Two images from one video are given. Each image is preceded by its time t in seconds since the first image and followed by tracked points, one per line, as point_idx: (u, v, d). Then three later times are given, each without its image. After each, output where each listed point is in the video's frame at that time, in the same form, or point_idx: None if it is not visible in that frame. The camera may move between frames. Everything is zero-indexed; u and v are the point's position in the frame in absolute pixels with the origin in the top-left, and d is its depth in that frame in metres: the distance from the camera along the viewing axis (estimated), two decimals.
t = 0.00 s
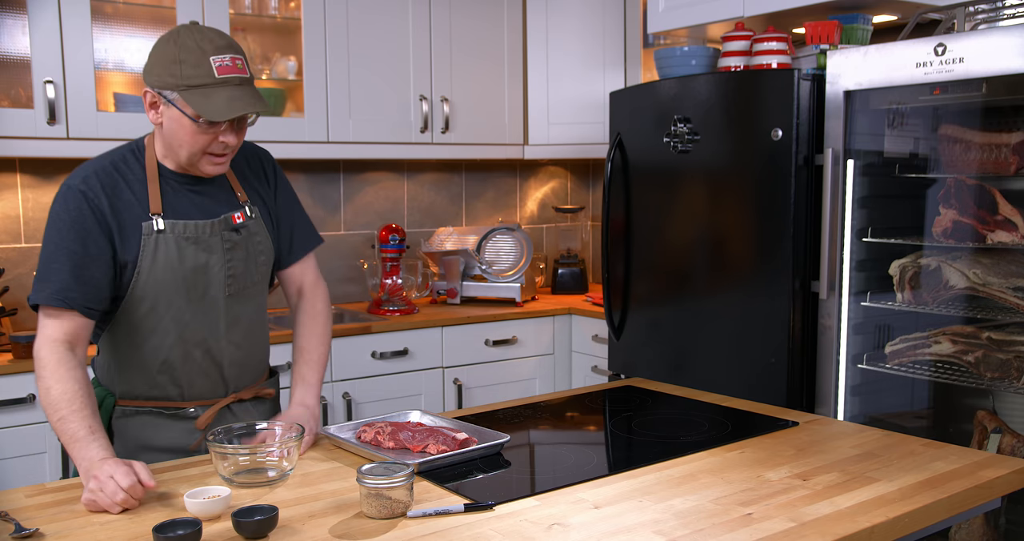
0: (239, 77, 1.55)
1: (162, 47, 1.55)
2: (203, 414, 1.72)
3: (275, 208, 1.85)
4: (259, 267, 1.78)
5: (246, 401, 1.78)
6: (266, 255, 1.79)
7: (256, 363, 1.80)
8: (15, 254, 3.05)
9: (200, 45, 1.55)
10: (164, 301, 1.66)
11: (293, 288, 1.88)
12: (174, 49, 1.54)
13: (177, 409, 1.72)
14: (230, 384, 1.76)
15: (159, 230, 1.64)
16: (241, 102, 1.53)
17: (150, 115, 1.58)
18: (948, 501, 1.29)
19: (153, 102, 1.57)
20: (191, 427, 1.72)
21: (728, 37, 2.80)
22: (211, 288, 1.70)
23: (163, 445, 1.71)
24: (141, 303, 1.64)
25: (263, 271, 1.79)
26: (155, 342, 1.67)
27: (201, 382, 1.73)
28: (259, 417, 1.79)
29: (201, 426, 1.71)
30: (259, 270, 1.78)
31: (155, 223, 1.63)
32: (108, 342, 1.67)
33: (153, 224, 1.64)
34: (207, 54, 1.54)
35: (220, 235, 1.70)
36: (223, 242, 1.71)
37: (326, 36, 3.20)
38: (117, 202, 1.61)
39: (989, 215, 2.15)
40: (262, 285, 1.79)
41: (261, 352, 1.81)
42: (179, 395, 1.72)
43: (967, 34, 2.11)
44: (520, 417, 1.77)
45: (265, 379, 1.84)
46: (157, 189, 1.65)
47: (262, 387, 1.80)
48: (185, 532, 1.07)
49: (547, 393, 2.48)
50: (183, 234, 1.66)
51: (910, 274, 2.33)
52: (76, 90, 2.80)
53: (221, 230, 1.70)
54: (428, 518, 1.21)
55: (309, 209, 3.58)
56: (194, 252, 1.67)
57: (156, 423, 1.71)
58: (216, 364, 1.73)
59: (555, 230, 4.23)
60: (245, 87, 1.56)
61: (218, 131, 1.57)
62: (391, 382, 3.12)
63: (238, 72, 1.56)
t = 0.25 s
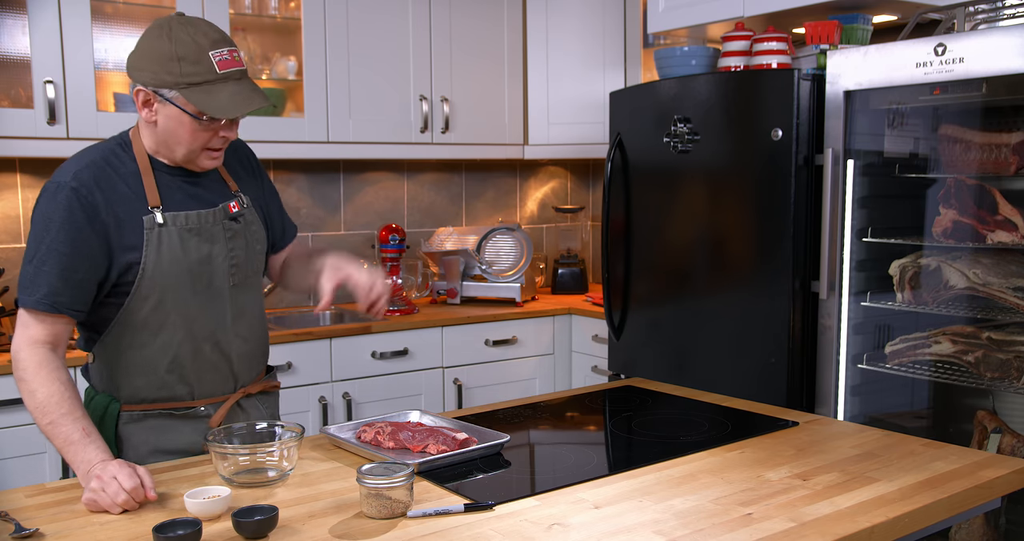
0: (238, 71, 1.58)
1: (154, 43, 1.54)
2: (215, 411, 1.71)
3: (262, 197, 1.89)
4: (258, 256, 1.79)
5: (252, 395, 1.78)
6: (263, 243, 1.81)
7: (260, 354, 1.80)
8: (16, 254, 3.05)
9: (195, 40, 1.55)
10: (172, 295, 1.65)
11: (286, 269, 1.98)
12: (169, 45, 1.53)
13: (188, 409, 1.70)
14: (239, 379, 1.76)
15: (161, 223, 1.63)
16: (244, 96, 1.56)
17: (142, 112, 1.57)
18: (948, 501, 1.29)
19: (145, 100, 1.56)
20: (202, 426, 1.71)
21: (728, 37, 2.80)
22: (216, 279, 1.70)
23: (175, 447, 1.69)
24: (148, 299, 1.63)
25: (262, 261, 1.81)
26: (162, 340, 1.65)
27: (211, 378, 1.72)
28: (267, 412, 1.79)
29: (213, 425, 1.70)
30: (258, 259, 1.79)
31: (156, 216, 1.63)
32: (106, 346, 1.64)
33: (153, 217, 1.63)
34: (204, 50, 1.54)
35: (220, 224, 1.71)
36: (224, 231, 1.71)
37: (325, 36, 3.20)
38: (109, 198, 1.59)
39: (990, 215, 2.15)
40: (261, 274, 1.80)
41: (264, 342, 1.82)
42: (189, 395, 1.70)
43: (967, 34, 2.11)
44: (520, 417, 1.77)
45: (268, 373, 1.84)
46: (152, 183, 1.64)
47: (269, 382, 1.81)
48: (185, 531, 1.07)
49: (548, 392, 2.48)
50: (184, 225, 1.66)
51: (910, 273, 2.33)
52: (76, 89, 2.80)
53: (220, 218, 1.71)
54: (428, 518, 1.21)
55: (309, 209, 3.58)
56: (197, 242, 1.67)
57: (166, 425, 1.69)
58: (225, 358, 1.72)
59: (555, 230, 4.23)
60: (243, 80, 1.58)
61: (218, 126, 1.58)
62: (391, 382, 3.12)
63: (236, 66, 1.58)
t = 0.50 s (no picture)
0: (221, 65, 1.58)
1: (136, 40, 1.55)
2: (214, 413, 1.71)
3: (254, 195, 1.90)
4: (251, 253, 1.79)
5: (252, 395, 1.78)
6: (255, 239, 1.81)
7: (258, 351, 1.80)
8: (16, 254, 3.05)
9: (177, 35, 1.56)
10: (168, 295, 1.64)
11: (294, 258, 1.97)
12: (151, 41, 1.54)
13: (190, 410, 1.70)
14: (239, 377, 1.76)
15: (152, 222, 1.63)
16: (227, 91, 1.56)
17: (128, 110, 1.58)
18: (948, 501, 1.29)
19: (130, 97, 1.56)
20: (203, 428, 1.71)
21: (728, 37, 2.80)
22: (211, 277, 1.70)
23: (176, 449, 1.69)
24: (144, 300, 1.63)
25: (256, 257, 1.81)
26: (159, 341, 1.65)
27: (212, 376, 1.71)
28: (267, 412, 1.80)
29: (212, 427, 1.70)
30: (251, 255, 1.79)
31: (146, 216, 1.63)
32: (102, 350, 1.64)
33: (143, 217, 1.63)
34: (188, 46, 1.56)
35: (210, 221, 1.71)
36: (215, 227, 1.72)
37: (325, 36, 3.20)
38: (97, 199, 1.59)
39: (990, 215, 2.15)
40: (253, 270, 1.80)
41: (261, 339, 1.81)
42: (190, 395, 1.70)
43: (967, 34, 2.11)
44: (520, 417, 1.77)
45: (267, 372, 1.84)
46: (140, 182, 1.64)
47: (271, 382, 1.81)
48: (185, 531, 1.07)
49: (548, 392, 2.48)
50: (175, 223, 1.66)
51: (910, 274, 2.33)
52: (76, 89, 2.80)
53: (210, 215, 1.71)
54: (428, 518, 1.21)
55: (309, 209, 3.58)
56: (189, 240, 1.67)
57: (164, 429, 1.68)
58: (223, 356, 1.72)
59: (555, 230, 4.23)
60: (226, 75, 1.59)
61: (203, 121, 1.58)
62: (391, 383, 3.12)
63: (219, 60, 1.59)
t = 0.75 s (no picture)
0: (182, 39, 1.62)
1: (115, 29, 1.65)
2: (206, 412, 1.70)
3: (257, 200, 1.89)
4: (246, 253, 1.79)
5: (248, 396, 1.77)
6: (252, 240, 1.81)
7: (253, 353, 1.80)
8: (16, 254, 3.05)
9: (147, 17, 1.64)
10: (153, 291, 1.67)
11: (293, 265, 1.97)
12: (124, 26, 1.64)
13: (179, 411, 1.69)
14: (231, 379, 1.76)
15: (139, 218, 1.66)
16: (179, 58, 1.59)
17: (110, 94, 1.67)
18: (948, 501, 1.29)
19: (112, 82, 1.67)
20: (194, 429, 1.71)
21: (728, 37, 2.80)
22: (200, 274, 1.71)
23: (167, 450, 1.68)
24: (129, 295, 1.65)
25: (251, 257, 1.81)
26: (146, 338, 1.67)
27: (201, 376, 1.72)
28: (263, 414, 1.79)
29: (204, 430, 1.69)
30: (246, 256, 1.79)
31: (134, 213, 1.66)
32: (93, 347, 1.66)
33: (131, 214, 1.66)
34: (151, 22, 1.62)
35: (201, 218, 1.73)
36: (205, 225, 1.73)
37: (325, 36, 3.20)
38: (87, 195, 1.63)
39: (990, 215, 2.15)
40: (251, 271, 1.80)
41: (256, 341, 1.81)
42: (180, 395, 1.70)
43: (967, 34, 2.11)
44: (520, 417, 1.77)
45: (266, 375, 1.83)
46: (131, 178, 1.68)
47: (268, 383, 1.81)
48: (185, 531, 1.07)
49: (547, 392, 2.48)
50: (163, 220, 1.69)
51: (910, 274, 2.33)
52: (76, 89, 2.80)
53: (201, 213, 1.73)
54: (428, 518, 1.21)
55: (309, 209, 3.58)
56: (177, 237, 1.70)
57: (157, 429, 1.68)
58: (213, 355, 1.72)
59: (555, 230, 4.23)
60: (189, 48, 1.62)
61: (168, 98, 1.61)
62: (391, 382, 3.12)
63: (183, 35, 1.63)
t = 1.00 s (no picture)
0: (169, 36, 1.62)
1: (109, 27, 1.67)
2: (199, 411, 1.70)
3: (258, 199, 1.89)
4: (244, 250, 1.79)
5: (245, 395, 1.76)
6: (251, 238, 1.81)
7: (251, 351, 1.79)
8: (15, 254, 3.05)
9: (137, 14, 1.64)
10: (147, 286, 1.67)
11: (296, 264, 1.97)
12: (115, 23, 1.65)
13: (173, 407, 1.70)
14: (227, 376, 1.75)
15: (135, 214, 1.66)
16: (163, 56, 1.59)
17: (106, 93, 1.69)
18: (948, 501, 1.29)
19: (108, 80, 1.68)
20: (188, 427, 1.71)
21: (728, 37, 2.80)
22: (195, 270, 1.72)
23: (163, 447, 1.69)
24: (123, 290, 1.66)
25: (249, 255, 1.80)
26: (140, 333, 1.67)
27: (196, 373, 1.72)
28: (261, 413, 1.77)
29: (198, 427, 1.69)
30: (244, 253, 1.79)
31: (130, 209, 1.66)
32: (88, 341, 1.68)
33: (126, 209, 1.66)
34: (140, 18, 1.63)
35: (197, 215, 1.73)
36: (202, 221, 1.73)
37: (325, 36, 3.20)
38: (84, 190, 1.63)
39: (990, 215, 2.15)
40: (248, 269, 1.79)
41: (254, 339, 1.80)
42: (175, 391, 1.71)
43: (967, 34, 2.11)
44: (520, 417, 1.77)
45: (265, 374, 1.83)
46: (129, 174, 1.68)
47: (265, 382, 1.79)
48: (185, 531, 1.07)
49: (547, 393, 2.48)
50: (158, 216, 1.69)
51: (910, 273, 2.33)
52: (76, 89, 2.80)
53: (198, 210, 1.73)
54: (428, 518, 1.21)
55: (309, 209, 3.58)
56: (172, 233, 1.70)
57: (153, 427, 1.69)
58: (208, 352, 1.72)
59: (555, 230, 4.23)
60: (176, 45, 1.62)
61: (157, 94, 1.62)
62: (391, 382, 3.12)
63: (171, 33, 1.62)
